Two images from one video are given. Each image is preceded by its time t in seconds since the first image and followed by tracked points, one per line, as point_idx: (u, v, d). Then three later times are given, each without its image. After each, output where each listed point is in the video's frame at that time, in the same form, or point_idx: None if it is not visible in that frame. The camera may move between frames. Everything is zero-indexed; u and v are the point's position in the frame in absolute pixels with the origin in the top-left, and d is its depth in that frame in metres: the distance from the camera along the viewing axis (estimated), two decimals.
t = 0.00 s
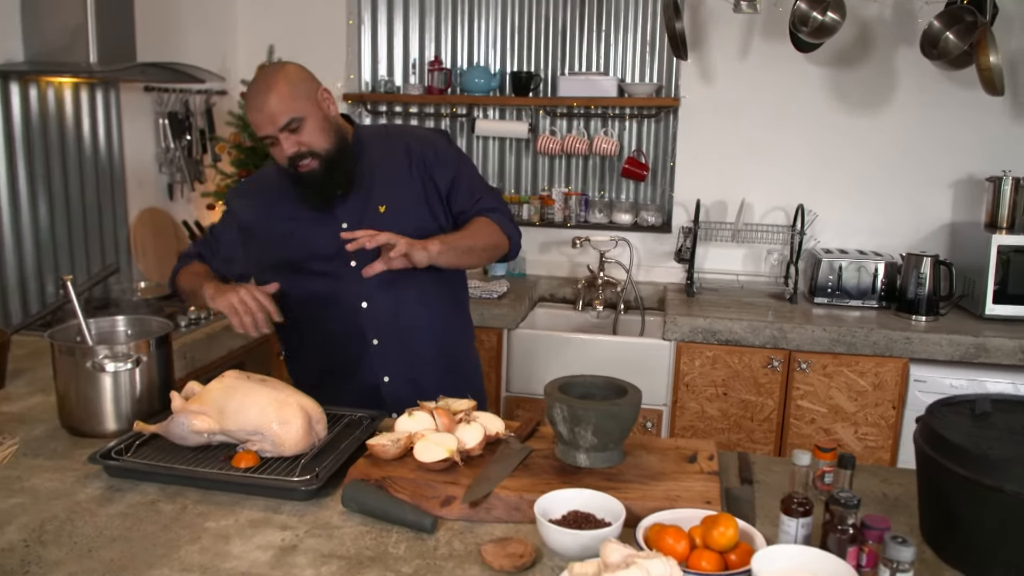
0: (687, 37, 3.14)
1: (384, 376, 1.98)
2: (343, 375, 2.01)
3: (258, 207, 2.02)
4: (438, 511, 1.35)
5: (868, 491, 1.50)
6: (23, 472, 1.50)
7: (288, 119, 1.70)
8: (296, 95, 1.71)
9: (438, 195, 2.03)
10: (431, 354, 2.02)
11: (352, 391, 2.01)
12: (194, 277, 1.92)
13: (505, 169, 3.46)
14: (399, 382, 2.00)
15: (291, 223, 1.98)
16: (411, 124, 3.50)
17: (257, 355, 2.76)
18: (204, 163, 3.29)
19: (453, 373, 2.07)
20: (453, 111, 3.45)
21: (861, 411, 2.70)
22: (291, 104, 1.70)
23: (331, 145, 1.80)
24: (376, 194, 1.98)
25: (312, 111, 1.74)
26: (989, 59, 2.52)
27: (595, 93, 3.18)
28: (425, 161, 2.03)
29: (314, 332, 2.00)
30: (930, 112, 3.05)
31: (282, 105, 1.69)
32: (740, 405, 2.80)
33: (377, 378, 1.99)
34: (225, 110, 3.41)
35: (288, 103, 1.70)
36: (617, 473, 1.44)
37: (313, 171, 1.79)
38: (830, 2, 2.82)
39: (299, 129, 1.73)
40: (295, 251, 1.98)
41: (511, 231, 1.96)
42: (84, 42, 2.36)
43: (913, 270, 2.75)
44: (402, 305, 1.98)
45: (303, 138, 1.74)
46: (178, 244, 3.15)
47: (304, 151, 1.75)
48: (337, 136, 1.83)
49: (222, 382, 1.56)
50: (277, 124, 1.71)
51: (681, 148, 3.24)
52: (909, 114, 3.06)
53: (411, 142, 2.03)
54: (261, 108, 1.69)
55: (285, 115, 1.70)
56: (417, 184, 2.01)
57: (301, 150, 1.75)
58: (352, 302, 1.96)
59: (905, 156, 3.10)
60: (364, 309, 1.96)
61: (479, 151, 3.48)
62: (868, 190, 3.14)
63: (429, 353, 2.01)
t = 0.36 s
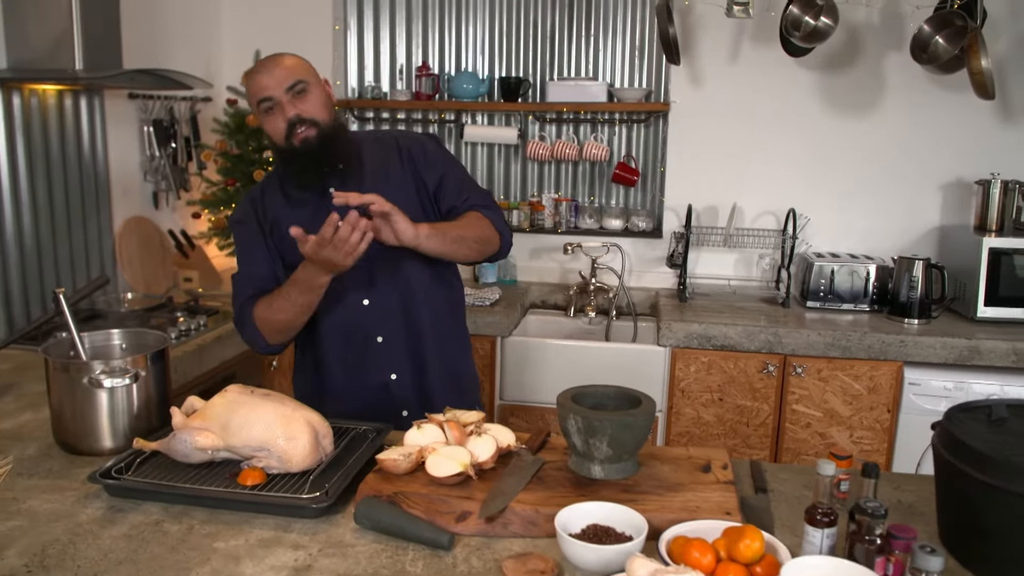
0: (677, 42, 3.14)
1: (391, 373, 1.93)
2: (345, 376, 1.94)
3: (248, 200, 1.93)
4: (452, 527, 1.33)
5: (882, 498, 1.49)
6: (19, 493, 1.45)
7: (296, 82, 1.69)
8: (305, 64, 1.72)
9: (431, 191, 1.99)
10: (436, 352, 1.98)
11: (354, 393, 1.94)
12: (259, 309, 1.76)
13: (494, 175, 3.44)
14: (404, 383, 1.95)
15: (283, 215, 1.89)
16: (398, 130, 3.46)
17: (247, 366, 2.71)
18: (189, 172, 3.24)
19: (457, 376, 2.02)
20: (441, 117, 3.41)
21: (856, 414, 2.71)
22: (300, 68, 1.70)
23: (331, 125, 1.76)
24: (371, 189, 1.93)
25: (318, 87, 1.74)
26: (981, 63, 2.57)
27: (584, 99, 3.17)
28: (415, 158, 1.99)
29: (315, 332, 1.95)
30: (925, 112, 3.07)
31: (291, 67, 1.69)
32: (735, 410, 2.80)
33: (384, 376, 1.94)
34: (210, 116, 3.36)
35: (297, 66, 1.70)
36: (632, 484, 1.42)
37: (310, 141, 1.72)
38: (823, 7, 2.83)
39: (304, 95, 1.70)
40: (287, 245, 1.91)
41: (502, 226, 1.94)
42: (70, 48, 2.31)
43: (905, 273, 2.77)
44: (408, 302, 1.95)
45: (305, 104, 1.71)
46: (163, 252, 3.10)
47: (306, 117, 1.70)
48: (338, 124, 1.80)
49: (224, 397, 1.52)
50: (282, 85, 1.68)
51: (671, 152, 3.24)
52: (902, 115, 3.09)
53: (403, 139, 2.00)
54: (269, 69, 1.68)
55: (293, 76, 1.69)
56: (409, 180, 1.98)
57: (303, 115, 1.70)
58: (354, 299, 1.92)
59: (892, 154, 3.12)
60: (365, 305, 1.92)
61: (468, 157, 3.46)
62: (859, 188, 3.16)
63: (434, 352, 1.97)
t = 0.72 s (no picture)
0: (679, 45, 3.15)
1: (404, 379, 1.94)
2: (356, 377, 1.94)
3: (260, 201, 1.92)
4: (468, 533, 1.31)
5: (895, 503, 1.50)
6: (26, 499, 1.43)
7: (318, 85, 1.71)
8: (326, 68, 1.74)
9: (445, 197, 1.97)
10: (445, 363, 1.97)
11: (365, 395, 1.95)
12: (275, 311, 1.76)
13: (493, 177, 3.43)
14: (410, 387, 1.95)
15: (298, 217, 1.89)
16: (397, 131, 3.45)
17: (247, 369, 2.68)
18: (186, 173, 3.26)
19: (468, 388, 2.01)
20: (440, 120, 3.40)
21: (857, 418, 2.72)
22: (321, 72, 1.72)
23: (349, 129, 1.78)
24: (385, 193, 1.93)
25: (338, 91, 1.76)
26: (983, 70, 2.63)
27: (585, 101, 3.17)
28: (432, 163, 1.98)
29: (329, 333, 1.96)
30: (923, 117, 3.09)
31: (313, 72, 1.70)
32: (736, 414, 2.80)
33: (396, 382, 1.94)
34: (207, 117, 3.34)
35: (317, 69, 1.71)
36: (648, 490, 1.42)
37: (330, 146, 1.72)
38: (826, 12, 2.85)
39: (324, 98, 1.72)
40: (300, 246, 1.89)
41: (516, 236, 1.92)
42: (69, 48, 2.29)
43: (905, 278, 2.78)
44: (421, 307, 1.95)
45: (326, 108, 1.72)
46: (160, 254, 3.09)
47: (327, 120, 1.72)
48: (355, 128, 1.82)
49: (234, 402, 1.50)
50: (303, 89, 1.69)
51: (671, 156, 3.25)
52: (903, 120, 3.10)
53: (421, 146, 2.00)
54: (290, 71, 1.69)
55: (314, 79, 1.70)
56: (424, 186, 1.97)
57: (323, 119, 1.71)
58: (368, 301, 1.92)
59: (894, 160, 3.13)
60: (379, 309, 1.92)
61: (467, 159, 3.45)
62: (862, 193, 3.17)
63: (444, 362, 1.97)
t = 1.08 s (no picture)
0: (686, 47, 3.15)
1: (407, 390, 1.94)
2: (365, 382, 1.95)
3: (283, 194, 1.94)
4: (485, 534, 1.31)
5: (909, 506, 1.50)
6: (37, 497, 1.41)
7: (339, 101, 1.66)
8: (350, 79, 1.67)
9: (468, 210, 1.97)
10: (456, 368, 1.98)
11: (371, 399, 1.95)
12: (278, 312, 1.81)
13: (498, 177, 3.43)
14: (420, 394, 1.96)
15: (318, 219, 1.90)
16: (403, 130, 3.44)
17: (252, 367, 2.67)
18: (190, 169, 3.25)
19: (477, 390, 2.02)
20: (446, 119, 3.39)
21: (861, 421, 2.72)
22: (345, 86, 1.66)
23: (370, 141, 1.74)
24: (407, 202, 1.92)
25: (362, 101, 1.70)
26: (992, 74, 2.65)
27: (591, 102, 3.17)
28: (459, 173, 1.98)
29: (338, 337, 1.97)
30: (928, 122, 3.10)
31: (336, 85, 1.65)
32: (741, 416, 2.80)
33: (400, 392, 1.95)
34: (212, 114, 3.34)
35: (341, 82, 1.65)
36: (664, 492, 1.41)
37: (347, 161, 1.71)
38: (835, 15, 2.86)
39: (345, 113, 1.67)
40: (319, 246, 1.91)
41: (534, 260, 1.90)
42: (77, 42, 2.27)
43: (910, 281, 2.79)
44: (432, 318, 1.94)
45: (346, 123, 1.68)
46: (163, 251, 3.08)
47: (345, 137, 1.69)
48: (377, 135, 1.78)
49: (248, 401, 1.49)
50: (323, 103, 1.65)
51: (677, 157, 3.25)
52: (909, 124, 3.11)
53: (449, 155, 1.99)
54: (313, 83, 1.63)
55: (336, 95, 1.65)
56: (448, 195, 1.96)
57: (342, 135, 1.68)
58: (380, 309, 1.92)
59: (900, 163, 3.14)
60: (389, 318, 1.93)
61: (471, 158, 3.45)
62: (866, 197, 3.18)
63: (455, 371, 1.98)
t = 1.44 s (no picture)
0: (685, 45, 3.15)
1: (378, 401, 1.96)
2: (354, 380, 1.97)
3: (314, 175, 2.00)
4: (491, 533, 1.31)
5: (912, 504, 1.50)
6: (38, 497, 1.40)
7: (395, 121, 1.66)
8: (409, 100, 1.67)
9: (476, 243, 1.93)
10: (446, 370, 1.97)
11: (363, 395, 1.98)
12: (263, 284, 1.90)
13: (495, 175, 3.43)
14: (410, 390, 1.96)
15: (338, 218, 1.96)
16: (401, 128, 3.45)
17: (249, 367, 2.66)
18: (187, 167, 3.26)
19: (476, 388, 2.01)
20: (443, 117, 3.39)
21: (859, 419, 2.73)
22: (403, 107, 1.66)
23: (413, 162, 1.75)
24: (421, 225, 1.92)
25: (415, 123, 1.71)
26: (990, 73, 2.67)
27: (589, 100, 3.17)
28: (479, 202, 1.94)
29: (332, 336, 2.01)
30: (921, 119, 3.11)
31: (394, 106, 1.64)
32: (739, 414, 2.80)
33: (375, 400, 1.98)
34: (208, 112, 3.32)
35: (401, 102, 1.65)
36: (668, 490, 1.41)
37: (385, 179, 1.72)
38: (834, 13, 2.87)
39: (398, 134, 1.68)
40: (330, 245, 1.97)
41: (510, 316, 1.77)
42: (74, 40, 2.26)
43: (908, 280, 2.79)
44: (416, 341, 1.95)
45: (395, 143, 1.69)
46: (161, 249, 3.08)
47: (392, 157, 1.70)
48: (421, 156, 1.79)
49: (251, 400, 1.49)
50: (379, 120, 1.65)
51: (674, 155, 3.25)
52: (905, 122, 3.12)
53: (476, 186, 1.94)
54: (376, 99, 1.63)
55: (394, 115, 1.65)
56: (463, 223, 1.94)
57: (388, 154, 1.69)
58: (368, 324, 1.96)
59: (897, 162, 3.15)
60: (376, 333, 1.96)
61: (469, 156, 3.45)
62: (862, 195, 3.20)
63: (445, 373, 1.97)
